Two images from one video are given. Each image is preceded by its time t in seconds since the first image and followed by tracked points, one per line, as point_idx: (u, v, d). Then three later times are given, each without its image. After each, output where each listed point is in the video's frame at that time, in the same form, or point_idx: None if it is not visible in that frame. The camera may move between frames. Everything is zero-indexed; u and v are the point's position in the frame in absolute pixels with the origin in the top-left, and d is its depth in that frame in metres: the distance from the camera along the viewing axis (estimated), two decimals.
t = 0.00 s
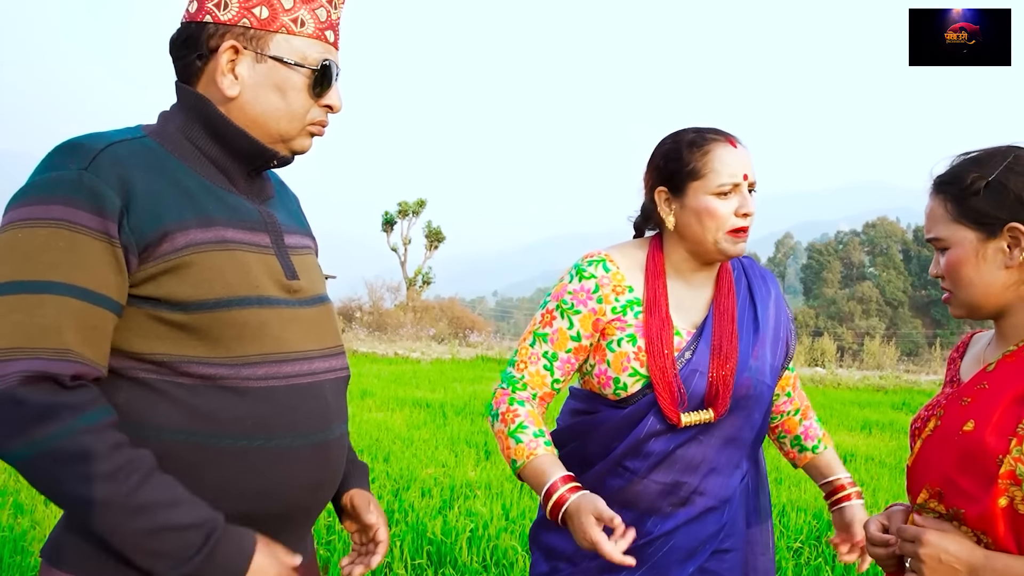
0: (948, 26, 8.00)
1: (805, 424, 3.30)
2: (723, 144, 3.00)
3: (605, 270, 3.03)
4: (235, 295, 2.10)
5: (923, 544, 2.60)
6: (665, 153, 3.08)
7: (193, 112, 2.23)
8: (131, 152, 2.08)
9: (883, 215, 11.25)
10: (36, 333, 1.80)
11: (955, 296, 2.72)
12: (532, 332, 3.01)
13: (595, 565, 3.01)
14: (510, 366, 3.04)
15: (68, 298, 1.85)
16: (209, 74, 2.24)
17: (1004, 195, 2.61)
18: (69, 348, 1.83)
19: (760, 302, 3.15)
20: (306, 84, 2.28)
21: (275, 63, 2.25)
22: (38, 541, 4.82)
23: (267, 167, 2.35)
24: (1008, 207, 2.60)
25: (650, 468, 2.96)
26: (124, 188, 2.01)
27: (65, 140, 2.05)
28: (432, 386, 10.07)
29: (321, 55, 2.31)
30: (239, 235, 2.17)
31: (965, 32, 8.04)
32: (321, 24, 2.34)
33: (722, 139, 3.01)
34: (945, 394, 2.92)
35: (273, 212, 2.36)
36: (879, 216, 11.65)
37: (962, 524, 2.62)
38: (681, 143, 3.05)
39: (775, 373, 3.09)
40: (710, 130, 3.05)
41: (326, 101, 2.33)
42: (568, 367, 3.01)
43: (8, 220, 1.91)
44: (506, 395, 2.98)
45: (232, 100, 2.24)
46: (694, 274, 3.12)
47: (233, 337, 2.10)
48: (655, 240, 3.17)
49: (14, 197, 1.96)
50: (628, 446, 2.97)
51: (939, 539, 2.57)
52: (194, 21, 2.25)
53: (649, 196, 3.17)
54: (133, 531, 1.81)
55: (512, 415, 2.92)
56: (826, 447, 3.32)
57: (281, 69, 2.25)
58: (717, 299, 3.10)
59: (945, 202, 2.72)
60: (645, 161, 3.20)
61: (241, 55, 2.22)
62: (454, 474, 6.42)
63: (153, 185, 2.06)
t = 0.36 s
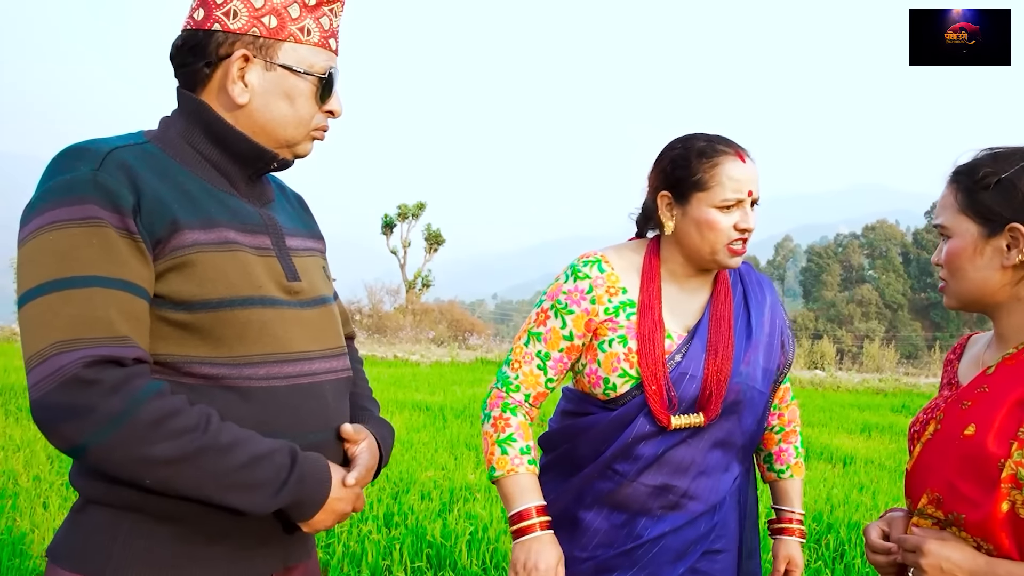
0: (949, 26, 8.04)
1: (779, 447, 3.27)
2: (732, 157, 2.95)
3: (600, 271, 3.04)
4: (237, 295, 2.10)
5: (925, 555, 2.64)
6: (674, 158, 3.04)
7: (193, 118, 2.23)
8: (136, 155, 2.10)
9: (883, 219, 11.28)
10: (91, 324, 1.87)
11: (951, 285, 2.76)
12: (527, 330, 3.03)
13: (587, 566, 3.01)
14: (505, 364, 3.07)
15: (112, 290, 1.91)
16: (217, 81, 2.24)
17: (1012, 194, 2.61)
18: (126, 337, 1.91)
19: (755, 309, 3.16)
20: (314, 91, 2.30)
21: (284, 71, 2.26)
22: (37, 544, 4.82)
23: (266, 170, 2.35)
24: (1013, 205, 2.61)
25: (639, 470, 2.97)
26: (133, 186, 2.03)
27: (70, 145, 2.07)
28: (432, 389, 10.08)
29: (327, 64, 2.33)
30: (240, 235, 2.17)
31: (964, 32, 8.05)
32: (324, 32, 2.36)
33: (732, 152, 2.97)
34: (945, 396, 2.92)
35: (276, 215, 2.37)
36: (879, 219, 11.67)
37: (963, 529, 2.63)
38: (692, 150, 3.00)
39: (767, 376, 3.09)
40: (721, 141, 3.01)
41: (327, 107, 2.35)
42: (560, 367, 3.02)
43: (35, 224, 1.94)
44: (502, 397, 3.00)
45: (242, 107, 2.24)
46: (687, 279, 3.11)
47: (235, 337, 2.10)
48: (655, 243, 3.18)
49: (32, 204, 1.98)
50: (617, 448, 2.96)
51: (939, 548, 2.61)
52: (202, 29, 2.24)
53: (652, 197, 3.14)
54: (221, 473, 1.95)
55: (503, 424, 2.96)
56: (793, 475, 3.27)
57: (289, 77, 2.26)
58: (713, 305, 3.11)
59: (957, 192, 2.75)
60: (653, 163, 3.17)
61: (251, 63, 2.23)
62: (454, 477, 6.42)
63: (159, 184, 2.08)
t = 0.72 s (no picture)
0: (948, 26, 8.20)
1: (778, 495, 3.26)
2: (731, 211, 2.99)
3: (596, 319, 3.09)
4: (252, 343, 2.15)
5: None
6: (674, 213, 3.09)
7: (211, 172, 2.29)
8: (153, 212, 2.15)
9: (885, 261, 11.38)
10: (101, 381, 1.92)
11: (963, 335, 2.80)
12: (526, 376, 3.11)
13: None
14: (506, 409, 3.15)
15: (123, 345, 1.96)
16: (230, 135, 2.31)
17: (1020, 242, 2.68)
18: (136, 391, 1.94)
19: (751, 355, 3.17)
20: (324, 142, 2.35)
21: (295, 123, 2.32)
22: None
23: (285, 221, 2.41)
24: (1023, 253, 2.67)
25: (638, 519, 2.96)
26: (149, 242, 2.08)
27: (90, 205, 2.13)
28: (436, 434, 10.06)
29: (338, 116, 2.39)
30: (256, 284, 2.22)
31: (965, 31, 8.20)
32: (336, 86, 2.42)
33: (731, 206, 3.01)
34: (953, 439, 2.93)
35: (293, 265, 2.42)
36: (881, 262, 11.76)
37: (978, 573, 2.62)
38: (692, 205, 3.04)
39: (764, 425, 3.09)
40: (721, 194, 3.05)
41: (339, 157, 2.40)
42: (557, 413, 3.08)
43: (53, 283, 2.00)
44: (499, 441, 3.11)
45: (254, 158, 2.30)
46: (685, 326, 3.16)
47: (249, 386, 2.14)
48: (655, 294, 3.22)
49: (52, 264, 2.04)
50: (615, 497, 2.97)
51: None
52: (217, 85, 2.32)
53: (652, 248, 3.18)
54: (221, 549, 1.95)
55: (497, 469, 3.08)
56: (792, 524, 3.25)
57: (300, 128, 2.32)
58: (709, 356, 3.13)
59: (963, 241, 2.79)
60: (653, 219, 3.22)
61: (263, 116, 2.30)
62: (459, 524, 6.39)
63: (174, 239, 2.12)
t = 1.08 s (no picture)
0: (948, 26, 8.20)
1: (778, 493, 3.25)
2: (723, 211, 3.01)
3: (590, 317, 3.12)
4: (261, 341, 2.16)
5: None
6: (666, 213, 3.11)
7: (223, 171, 2.31)
8: (163, 213, 2.16)
9: (886, 261, 11.42)
10: (104, 380, 1.91)
11: (969, 334, 2.81)
12: (520, 372, 3.13)
13: None
14: (499, 404, 3.17)
15: (125, 345, 1.95)
16: (241, 134, 2.33)
17: None
18: (136, 392, 1.94)
19: (745, 353, 3.18)
20: (334, 144, 2.36)
21: (305, 124, 2.33)
22: None
23: (295, 221, 2.42)
24: None
25: (631, 515, 2.98)
26: (158, 242, 2.09)
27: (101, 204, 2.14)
28: (437, 433, 10.07)
29: (348, 118, 2.39)
30: (267, 283, 2.23)
31: (965, 32, 8.20)
32: (347, 88, 2.43)
33: (723, 206, 3.03)
34: (963, 441, 2.94)
35: (303, 263, 2.43)
36: (882, 262, 11.79)
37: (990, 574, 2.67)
38: (684, 205, 3.07)
39: (756, 424, 3.09)
40: (713, 194, 3.07)
41: (349, 160, 2.41)
42: (550, 409, 3.10)
43: (60, 281, 2.01)
44: (491, 435, 3.12)
45: (263, 158, 2.31)
46: (678, 326, 3.18)
47: (258, 384, 2.15)
48: (647, 293, 3.23)
49: (62, 262, 2.05)
50: (609, 493, 2.99)
51: None
52: (228, 84, 2.34)
53: (645, 248, 3.20)
54: None
55: (488, 463, 3.10)
56: (789, 522, 3.25)
57: (310, 129, 2.33)
58: (702, 353, 3.14)
59: (972, 241, 2.81)
60: (646, 218, 3.24)
61: (272, 116, 2.31)
62: (460, 524, 6.40)
63: (185, 239, 2.13)
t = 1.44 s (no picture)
0: (948, 26, 8.21)
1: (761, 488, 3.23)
2: (708, 205, 3.01)
3: (576, 309, 3.12)
4: (267, 339, 2.15)
5: None
6: (651, 206, 3.10)
7: (230, 167, 2.30)
8: (168, 209, 2.15)
9: (881, 257, 11.49)
10: (75, 387, 1.92)
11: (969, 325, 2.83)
12: (505, 364, 3.12)
13: None
14: (484, 397, 3.17)
15: (103, 351, 1.95)
16: (248, 130, 2.32)
17: None
18: (104, 403, 1.94)
19: (729, 347, 3.19)
20: (340, 142, 2.35)
21: (311, 121, 2.32)
22: None
23: (302, 218, 2.41)
24: None
25: (614, 507, 2.98)
26: (161, 243, 2.08)
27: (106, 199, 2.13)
28: (432, 430, 10.07)
29: (355, 116, 2.38)
30: (273, 281, 2.23)
31: (965, 32, 8.22)
32: (356, 86, 2.42)
33: (708, 199, 3.03)
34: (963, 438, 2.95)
35: (309, 261, 2.42)
36: (877, 259, 11.86)
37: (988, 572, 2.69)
38: (669, 197, 3.06)
39: (741, 418, 3.10)
40: (698, 187, 3.07)
41: (356, 159, 2.40)
42: (535, 401, 3.10)
43: (55, 273, 2.01)
44: (476, 426, 3.12)
45: (269, 154, 2.31)
46: (663, 319, 3.18)
47: (264, 381, 2.14)
48: (631, 286, 3.23)
49: (60, 252, 2.05)
50: (592, 485, 2.99)
51: None
52: (237, 79, 2.32)
53: (630, 240, 3.20)
54: None
55: (473, 454, 3.08)
56: (774, 518, 3.24)
57: (316, 127, 2.32)
58: (687, 345, 3.15)
59: (978, 232, 2.82)
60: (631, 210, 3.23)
61: (279, 112, 2.30)
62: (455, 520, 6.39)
63: (188, 237, 2.13)
